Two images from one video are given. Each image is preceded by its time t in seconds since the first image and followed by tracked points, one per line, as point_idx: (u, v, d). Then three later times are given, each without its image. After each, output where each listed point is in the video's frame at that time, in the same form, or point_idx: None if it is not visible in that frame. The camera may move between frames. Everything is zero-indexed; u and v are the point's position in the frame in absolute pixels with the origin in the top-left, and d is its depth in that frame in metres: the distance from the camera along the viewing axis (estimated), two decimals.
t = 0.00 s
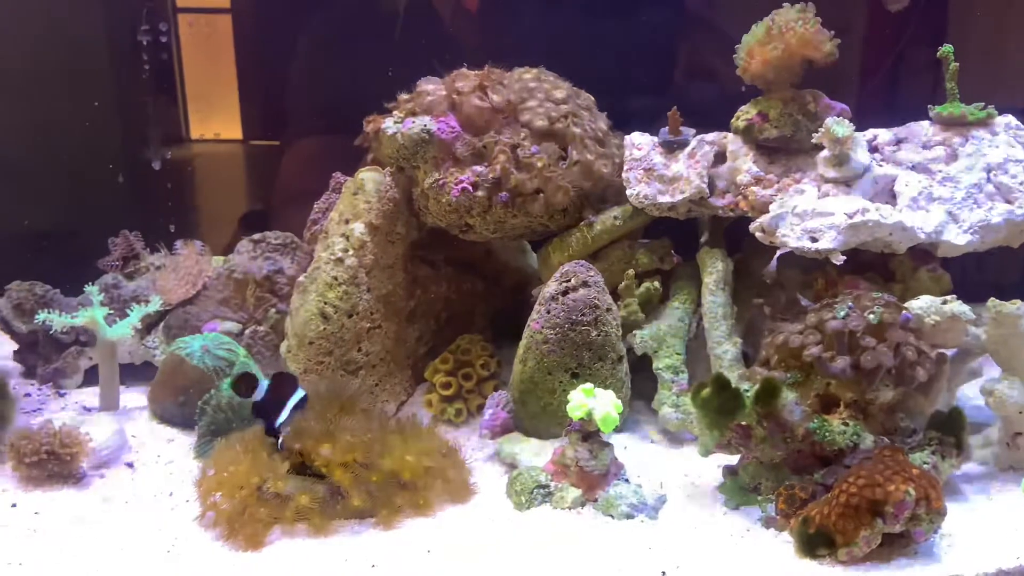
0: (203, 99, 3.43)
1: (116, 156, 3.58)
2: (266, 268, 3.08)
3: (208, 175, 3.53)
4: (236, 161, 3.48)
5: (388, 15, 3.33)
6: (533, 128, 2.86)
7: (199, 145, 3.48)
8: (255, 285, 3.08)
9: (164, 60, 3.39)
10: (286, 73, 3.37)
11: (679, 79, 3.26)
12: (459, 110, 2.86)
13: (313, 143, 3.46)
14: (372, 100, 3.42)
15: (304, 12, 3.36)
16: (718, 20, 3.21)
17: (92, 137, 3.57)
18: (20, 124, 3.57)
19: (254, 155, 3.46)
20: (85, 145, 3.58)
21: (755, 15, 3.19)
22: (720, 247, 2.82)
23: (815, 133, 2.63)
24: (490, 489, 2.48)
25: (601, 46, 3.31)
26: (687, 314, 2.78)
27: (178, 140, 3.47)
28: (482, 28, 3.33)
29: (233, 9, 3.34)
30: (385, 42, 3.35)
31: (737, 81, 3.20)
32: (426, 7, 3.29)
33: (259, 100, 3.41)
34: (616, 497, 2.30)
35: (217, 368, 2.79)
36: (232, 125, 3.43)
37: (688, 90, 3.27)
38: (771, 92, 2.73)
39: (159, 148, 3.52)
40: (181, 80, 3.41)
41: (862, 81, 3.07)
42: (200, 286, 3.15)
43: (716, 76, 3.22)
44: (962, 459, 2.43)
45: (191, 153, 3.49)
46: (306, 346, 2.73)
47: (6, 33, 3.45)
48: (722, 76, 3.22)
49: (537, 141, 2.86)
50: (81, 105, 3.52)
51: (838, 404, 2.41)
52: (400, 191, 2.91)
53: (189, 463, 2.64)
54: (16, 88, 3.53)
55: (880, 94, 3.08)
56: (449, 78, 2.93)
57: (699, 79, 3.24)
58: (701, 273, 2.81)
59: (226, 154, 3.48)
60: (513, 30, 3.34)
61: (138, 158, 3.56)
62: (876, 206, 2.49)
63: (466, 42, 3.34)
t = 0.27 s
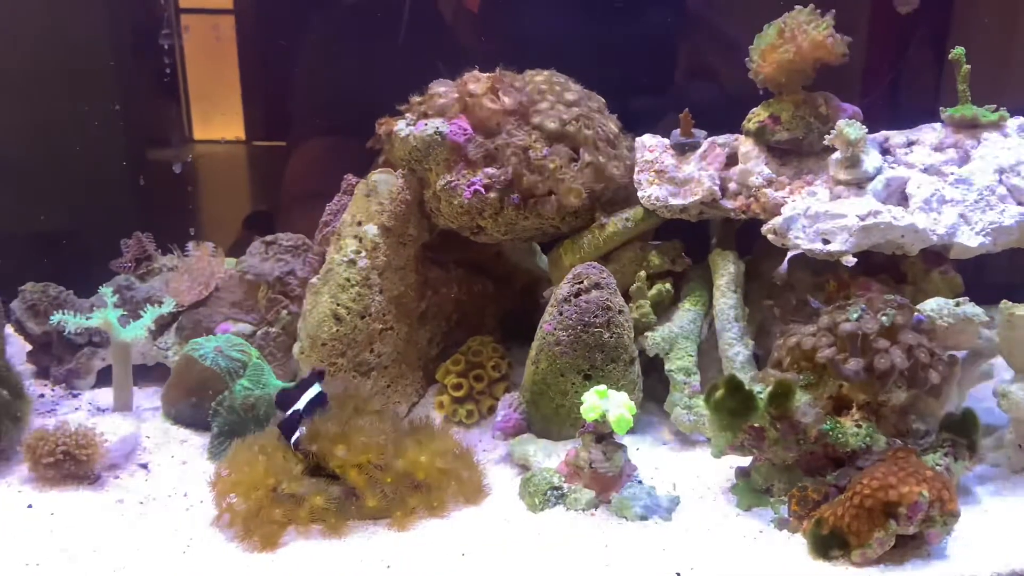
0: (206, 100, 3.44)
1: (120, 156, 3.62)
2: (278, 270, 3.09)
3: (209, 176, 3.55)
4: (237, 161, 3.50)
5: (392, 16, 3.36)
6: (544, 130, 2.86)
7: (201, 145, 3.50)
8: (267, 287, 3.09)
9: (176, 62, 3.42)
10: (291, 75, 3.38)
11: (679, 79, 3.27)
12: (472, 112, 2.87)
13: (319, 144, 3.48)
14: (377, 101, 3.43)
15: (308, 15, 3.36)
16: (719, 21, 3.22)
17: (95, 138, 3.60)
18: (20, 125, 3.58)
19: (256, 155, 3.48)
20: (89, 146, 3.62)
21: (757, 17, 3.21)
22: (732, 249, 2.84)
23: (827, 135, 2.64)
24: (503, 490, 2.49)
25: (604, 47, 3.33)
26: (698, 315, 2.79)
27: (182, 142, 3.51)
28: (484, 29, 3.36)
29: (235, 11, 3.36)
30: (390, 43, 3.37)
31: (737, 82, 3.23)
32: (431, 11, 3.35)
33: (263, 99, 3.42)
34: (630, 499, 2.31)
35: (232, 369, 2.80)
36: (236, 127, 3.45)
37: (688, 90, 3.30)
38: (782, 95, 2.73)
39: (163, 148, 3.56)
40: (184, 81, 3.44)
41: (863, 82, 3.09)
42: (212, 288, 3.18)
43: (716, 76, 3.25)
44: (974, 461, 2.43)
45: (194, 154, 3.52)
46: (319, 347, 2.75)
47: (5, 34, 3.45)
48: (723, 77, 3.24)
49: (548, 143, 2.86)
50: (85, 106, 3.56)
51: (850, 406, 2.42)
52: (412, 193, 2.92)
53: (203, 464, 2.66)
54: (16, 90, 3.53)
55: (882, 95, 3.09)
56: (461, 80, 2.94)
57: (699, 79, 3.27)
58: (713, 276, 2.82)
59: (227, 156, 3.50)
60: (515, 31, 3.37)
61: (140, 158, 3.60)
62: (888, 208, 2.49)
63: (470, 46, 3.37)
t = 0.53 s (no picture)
0: (208, 100, 3.44)
1: (121, 157, 3.60)
2: (288, 270, 3.11)
3: (212, 178, 3.53)
4: (239, 162, 3.49)
5: (395, 19, 3.36)
6: (555, 131, 2.86)
7: (205, 146, 3.50)
8: (277, 287, 3.12)
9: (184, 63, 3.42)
10: (294, 73, 3.41)
11: (685, 80, 3.28)
12: (483, 113, 2.86)
13: (322, 146, 3.50)
14: (385, 102, 3.44)
15: (312, 16, 3.37)
16: (721, 21, 3.21)
17: (96, 138, 3.58)
18: (19, 125, 3.55)
19: (257, 158, 3.49)
20: (90, 146, 3.60)
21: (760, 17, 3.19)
22: (743, 250, 2.85)
23: (839, 136, 2.64)
24: (515, 490, 2.50)
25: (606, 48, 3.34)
26: (709, 316, 2.79)
27: (187, 143, 3.51)
28: (485, 31, 3.37)
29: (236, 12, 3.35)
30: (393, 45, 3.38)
31: (738, 81, 3.25)
32: (433, 13, 3.35)
33: (263, 101, 3.42)
34: (643, 500, 2.31)
35: (243, 369, 2.80)
36: (236, 129, 3.45)
37: (688, 90, 3.31)
38: (794, 96, 2.73)
39: (165, 149, 3.56)
40: (187, 82, 3.44)
41: (871, 83, 3.08)
42: (222, 289, 3.19)
43: (716, 76, 3.26)
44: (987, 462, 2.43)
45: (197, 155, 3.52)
46: (330, 347, 2.75)
47: (5, 34, 3.43)
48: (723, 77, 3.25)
49: (560, 143, 2.87)
50: (87, 107, 3.55)
51: (863, 408, 2.40)
52: (423, 193, 2.93)
53: (215, 464, 2.66)
54: (15, 90, 3.50)
55: (889, 95, 3.09)
56: (472, 81, 2.94)
57: (699, 79, 3.27)
58: (724, 277, 2.82)
59: (231, 157, 3.49)
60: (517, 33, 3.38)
61: (142, 160, 3.59)
62: (900, 209, 2.49)
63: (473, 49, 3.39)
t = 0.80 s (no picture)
0: (211, 102, 3.44)
1: (124, 159, 3.59)
2: (299, 274, 3.11)
3: (214, 179, 3.54)
4: (240, 162, 3.48)
5: (398, 19, 3.35)
6: (568, 135, 2.88)
7: (205, 148, 3.50)
8: (290, 290, 3.12)
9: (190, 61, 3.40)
10: (298, 75, 3.40)
11: (697, 83, 3.28)
12: (495, 116, 2.87)
13: (328, 149, 3.50)
14: (397, 105, 3.45)
15: (315, 17, 3.35)
16: (722, 22, 3.25)
17: (101, 142, 3.58)
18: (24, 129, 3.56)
19: (261, 161, 3.48)
20: (95, 150, 3.60)
21: (757, 20, 3.24)
22: (756, 253, 2.85)
23: (854, 139, 2.63)
24: (530, 494, 2.50)
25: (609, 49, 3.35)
26: (723, 320, 2.79)
27: (187, 144, 3.51)
28: (488, 33, 3.36)
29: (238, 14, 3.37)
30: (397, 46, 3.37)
31: (738, 82, 3.26)
32: (434, 13, 3.33)
33: (265, 103, 3.43)
34: (658, 503, 2.31)
35: (255, 372, 2.82)
36: (240, 129, 3.45)
37: (701, 93, 3.31)
38: (807, 99, 2.74)
39: (171, 151, 3.54)
40: (188, 83, 3.43)
41: (884, 87, 3.09)
42: (234, 292, 3.20)
43: (730, 79, 3.25)
44: (1004, 466, 2.42)
45: (198, 156, 3.53)
46: (343, 350, 2.75)
47: (8, 36, 3.45)
48: (724, 79, 3.27)
49: (572, 147, 2.88)
50: (91, 110, 3.55)
51: (877, 411, 2.41)
52: (435, 197, 2.93)
53: (227, 467, 2.66)
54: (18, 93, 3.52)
55: (903, 99, 3.10)
56: (485, 85, 2.94)
57: (701, 80, 3.29)
58: (738, 280, 2.82)
59: (231, 158, 3.49)
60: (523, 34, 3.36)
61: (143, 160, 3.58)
62: (914, 212, 2.49)
63: (477, 51, 3.38)
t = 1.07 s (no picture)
0: (214, 103, 3.43)
1: (127, 159, 3.59)
2: (310, 275, 3.13)
3: (217, 181, 3.55)
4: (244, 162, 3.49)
5: (405, 22, 3.39)
6: (579, 135, 2.88)
7: (209, 150, 3.48)
8: (300, 290, 3.13)
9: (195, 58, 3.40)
10: (304, 76, 3.43)
11: (710, 83, 3.27)
12: (507, 116, 2.86)
13: (330, 151, 3.52)
14: (408, 107, 3.47)
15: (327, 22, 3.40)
16: (721, 21, 3.24)
17: (106, 143, 3.58)
18: (28, 134, 3.55)
19: (267, 160, 3.50)
20: (97, 150, 3.59)
21: (758, 17, 3.20)
22: (769, 254, 2.84)
23: (867, 139, 2.63)
24: (542, 495, 2.49)
25: (611, 50, 3.34)
26: (735, 321, 2.78)
27: (190, 145, 3.49)
28: (490, 35, 3.40)
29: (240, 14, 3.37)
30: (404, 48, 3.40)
31: (739, 84, 3.23)
32: (438, 15, 3.37)
33: (268, 103, 3.43)
34: (672, 505, 2.30)
35: (267, 372, 2.80)
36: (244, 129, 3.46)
37: (715, 93, 3.28)
38: (821, 99, 2.72)
39: (173, 152, 3.53)
40: (190, 83, 3.41)
41: (898, 87, 3.08)
42: (244, 292, 3.21)
43: (744, 78, 3.22)
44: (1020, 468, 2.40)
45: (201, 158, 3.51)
46: (355, 351, 2.75)
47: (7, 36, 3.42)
48: (726, 79, 3.25)
49: (584, 147, 2.88)
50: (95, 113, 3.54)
51: (892, 413, 2.41)
52: (447, 197, 2.92)
53: (239, 468, 2.66)
54: (20, 97, 3.50)
55: (917, 99, 3.08)
56: (496, 85, 2.94)
57: (703, 80, 3.27)
58: (750, 281, 2.81)
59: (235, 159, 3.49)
60: (524, 37, 3.38)
61: (146, 161, 3.58)
62: (930, 212, 2.48)
63: (480, 53, 3.41)
